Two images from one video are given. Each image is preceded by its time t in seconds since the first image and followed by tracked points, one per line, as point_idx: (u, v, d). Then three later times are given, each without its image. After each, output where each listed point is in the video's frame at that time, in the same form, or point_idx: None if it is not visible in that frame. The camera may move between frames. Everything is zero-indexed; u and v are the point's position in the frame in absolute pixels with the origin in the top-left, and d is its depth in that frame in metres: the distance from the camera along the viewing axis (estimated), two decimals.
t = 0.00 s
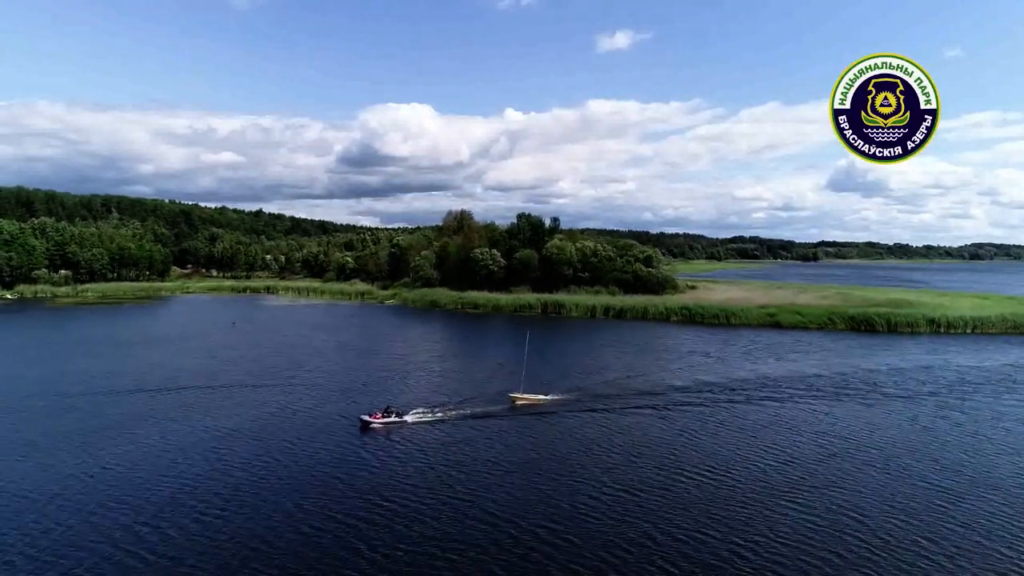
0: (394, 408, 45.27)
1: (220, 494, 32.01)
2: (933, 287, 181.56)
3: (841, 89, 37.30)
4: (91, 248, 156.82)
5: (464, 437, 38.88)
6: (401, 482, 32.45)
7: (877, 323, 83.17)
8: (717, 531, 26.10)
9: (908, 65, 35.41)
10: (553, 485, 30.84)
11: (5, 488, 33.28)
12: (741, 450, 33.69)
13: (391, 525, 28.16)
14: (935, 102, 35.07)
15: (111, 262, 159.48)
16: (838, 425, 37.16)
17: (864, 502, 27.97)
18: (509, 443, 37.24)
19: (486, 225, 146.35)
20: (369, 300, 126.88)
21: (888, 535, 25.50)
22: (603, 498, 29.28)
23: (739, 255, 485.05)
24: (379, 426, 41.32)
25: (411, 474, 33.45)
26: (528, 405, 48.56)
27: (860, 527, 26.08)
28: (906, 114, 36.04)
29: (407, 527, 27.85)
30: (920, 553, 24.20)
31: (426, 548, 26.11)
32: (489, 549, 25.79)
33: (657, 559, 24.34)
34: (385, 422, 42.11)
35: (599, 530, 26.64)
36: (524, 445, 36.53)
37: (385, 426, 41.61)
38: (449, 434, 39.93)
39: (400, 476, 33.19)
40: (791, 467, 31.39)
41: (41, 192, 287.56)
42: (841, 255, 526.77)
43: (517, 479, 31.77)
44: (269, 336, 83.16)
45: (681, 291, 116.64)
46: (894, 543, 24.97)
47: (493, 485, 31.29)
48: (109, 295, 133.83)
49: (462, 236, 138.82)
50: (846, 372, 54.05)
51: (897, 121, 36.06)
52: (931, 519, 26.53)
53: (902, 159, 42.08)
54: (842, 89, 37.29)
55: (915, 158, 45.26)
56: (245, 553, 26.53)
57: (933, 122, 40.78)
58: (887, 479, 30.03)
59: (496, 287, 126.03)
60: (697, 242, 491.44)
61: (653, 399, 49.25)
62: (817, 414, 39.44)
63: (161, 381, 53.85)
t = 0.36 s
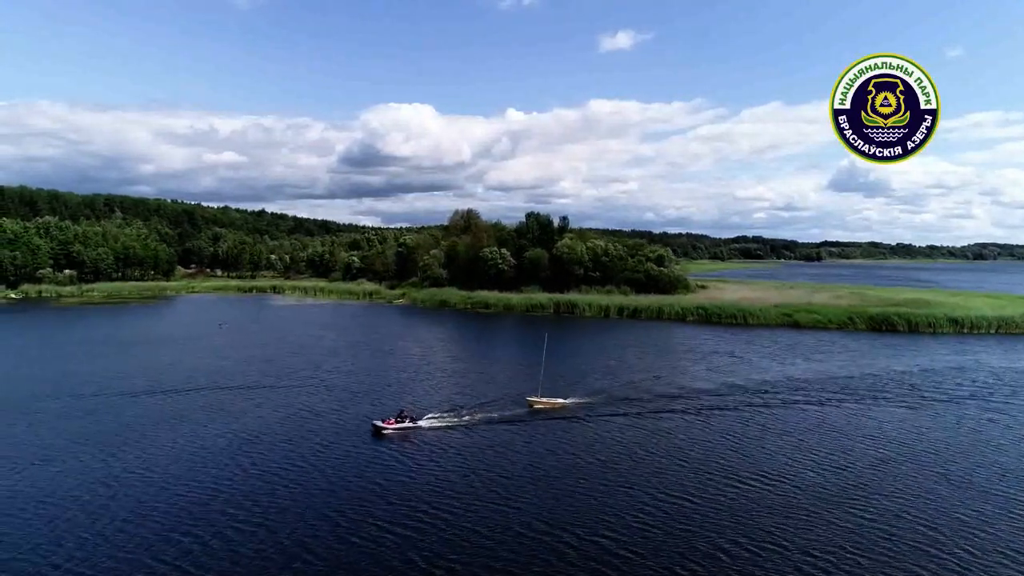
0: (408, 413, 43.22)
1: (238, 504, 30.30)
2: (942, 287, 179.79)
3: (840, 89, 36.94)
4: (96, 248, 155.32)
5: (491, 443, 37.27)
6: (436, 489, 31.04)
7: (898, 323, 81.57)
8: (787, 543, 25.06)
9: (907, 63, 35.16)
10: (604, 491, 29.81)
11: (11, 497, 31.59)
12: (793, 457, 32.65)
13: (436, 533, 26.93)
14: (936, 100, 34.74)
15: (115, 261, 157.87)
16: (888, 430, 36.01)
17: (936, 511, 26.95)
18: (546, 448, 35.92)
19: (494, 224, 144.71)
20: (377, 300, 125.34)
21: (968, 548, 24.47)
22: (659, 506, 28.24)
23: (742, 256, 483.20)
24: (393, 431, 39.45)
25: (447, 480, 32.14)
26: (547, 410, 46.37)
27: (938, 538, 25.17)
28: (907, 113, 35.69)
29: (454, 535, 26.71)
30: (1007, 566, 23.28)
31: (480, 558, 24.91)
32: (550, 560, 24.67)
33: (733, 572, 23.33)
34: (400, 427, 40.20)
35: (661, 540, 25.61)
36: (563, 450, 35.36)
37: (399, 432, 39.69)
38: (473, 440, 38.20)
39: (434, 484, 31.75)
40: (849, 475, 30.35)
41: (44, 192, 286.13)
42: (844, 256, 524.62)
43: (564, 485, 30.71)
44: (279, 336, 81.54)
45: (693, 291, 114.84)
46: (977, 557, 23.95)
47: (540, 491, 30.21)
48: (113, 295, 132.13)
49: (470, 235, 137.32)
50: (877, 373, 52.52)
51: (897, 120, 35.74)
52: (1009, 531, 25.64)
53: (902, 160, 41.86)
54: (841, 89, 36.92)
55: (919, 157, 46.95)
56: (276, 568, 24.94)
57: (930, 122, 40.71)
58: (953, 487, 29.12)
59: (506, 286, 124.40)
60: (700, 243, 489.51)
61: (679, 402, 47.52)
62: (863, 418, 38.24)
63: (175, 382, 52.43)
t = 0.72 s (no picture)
0: (421, 417, 41.59)
1: (252, 515, 28.81)
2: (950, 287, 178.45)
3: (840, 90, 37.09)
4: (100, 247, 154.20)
5: (514, 448, 35.90)
6: (466, 496, 29.79)
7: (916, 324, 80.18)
8: (856, 554, 24.18)
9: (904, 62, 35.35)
10: (652, 498, 28.84)
11: (19, 506, 30.12)
12: (841, 462, 31.76)
13: (478, 543, 25.81)
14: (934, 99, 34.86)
15: (119, 261, 156.73)
16: (934, 434, 35.11)
17: (1001, 521, 26.13)
18: (579, 451, 34.85)
19: (501, 224, 143.45)
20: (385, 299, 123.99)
21: None
22: (713, 514, 27.30)
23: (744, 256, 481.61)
24: (405, 436, 38.01)
25: (482, 484, 31.07)
26: (565, 414, 44.52)
27: (1009, 548, 24.33)
28: (907, 112, 35.77)
29: (500, 545, 25.62)
30: None
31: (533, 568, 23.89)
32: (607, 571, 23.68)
33: None
34: (413, 432, 38.77)
35: (723, 550, 24.72)
36: (598, 454, 34.34)
37: (413, 437, 38.13)
38: (494, 446, 36.73)
39: (461, 490, 30.48)
40: (904, 482, 29.51)
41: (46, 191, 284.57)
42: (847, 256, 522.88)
43: (608, 491, 29.70)
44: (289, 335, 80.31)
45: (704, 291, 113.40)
46: None
47: (584, 498, 29.19)
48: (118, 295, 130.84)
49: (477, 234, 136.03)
50: (907, 374, 51.27)
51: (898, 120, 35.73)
52: None
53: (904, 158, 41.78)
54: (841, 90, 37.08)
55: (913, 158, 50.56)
56: None
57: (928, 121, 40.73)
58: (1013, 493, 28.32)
59: (514, 286, 122.96)
60: (702, 243, 487.87)
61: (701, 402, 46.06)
62: (904, 421, 37.31)
63: (186, 383, 51.06)
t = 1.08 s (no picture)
0: (439, 422, 40.07)
1: (287, 523, 27.57)
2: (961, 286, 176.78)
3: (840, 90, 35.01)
4: (106, 246, 153.06)
5: (553, 453, 34.68)
6: (515, 503, 28.65)
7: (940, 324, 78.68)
8: (944, 569, 23.18)
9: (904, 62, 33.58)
10: (714, 506, 27.79)
11: (49, 513, 28.85)
12: (904, 470, 30.83)
13: (536, 555, 24.65)
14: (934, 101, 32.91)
15: (125, 260, 155.73)
16: (992, 440, 34.12)
17: None
18: (626, 456, 33.71)
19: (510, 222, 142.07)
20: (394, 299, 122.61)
21: None
22: (783, 525, 26.26)
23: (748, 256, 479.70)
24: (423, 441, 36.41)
25: (531, 490, 29.92)
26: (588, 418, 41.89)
27: None
28: (906, 113, 33.86)
29: (562, 555, 24.50)
30: None
31: None
32: None
33: None
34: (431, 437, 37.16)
35: (801, 561, 23.72)
36: (647, 458, 33.25)
37: (431, 443, 36.52)
38: (531, 450, 35.57)
39: (507, 497, 29.23)
40: (975, 490, 28.64)
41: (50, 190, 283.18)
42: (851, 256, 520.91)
43: (666, 498, 28.60)
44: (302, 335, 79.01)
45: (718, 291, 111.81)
46: None
47: (643, 505, 28.10)
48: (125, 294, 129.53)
49: (487, 233, 134.61)
50: (944, 376, 49.91)
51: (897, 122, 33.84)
52: None
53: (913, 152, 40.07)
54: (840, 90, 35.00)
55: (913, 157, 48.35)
56: None
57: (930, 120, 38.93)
58: None
59: (525, 285, 121.60)
60: (706, 242, 485.99)
61: (733, 400, 44.54)
62: (956, 426, 36.34)
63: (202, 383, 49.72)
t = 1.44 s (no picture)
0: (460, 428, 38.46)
1: (332, 531, 26.47)
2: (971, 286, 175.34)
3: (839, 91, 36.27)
4: (112, 245, 151.80)
5: (595, 459, 33.49)
6: (570, 511, 27.65)
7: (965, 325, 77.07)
8: None
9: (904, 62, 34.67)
10: (781, 515, 26.89)
11: (84, 521, 27.68)
12: (968, 479, 29.97)
13: (604, 565, 23.68)
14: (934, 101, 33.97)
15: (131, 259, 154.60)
16: None
17: None
18: (675, 461, 32.72)
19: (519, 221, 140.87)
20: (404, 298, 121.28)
21: None
22: (858, 536, 25.37)
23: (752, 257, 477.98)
24: (444, 450, 34.69)
25: (584, 497, 28.96)
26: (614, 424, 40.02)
27: None
28: (907, 113, 34.92)
29: (632, 568, 23.42)
30: None
31: None
32: None
33: None
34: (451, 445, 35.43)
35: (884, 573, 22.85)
36: (699, 463, 32.30)
37: (452, 452, 34.83)
38: (573, 454, 34.51)
39: (559, 505, 28.11)
40: None
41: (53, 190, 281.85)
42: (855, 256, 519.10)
43: (730, 508, 27.57)
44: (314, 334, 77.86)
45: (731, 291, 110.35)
46: None
47: (706, 514, 27.12)
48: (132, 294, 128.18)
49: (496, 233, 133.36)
50: (979, 377, 48.75)
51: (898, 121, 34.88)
52: None
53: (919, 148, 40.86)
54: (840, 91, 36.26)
55: (914, 157, 52.25)
56: None
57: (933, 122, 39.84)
58: None
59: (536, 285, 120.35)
60: (709, 242, 484.22)
61: (766, 404, 43.16)
62: (1009, 432, 35.45)
63: (218, 385, 48.38)
